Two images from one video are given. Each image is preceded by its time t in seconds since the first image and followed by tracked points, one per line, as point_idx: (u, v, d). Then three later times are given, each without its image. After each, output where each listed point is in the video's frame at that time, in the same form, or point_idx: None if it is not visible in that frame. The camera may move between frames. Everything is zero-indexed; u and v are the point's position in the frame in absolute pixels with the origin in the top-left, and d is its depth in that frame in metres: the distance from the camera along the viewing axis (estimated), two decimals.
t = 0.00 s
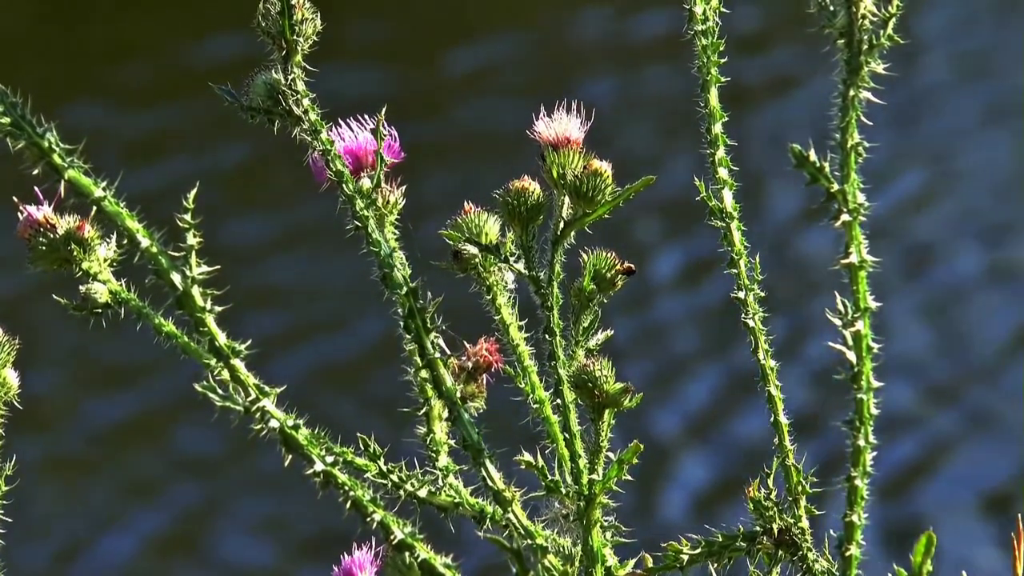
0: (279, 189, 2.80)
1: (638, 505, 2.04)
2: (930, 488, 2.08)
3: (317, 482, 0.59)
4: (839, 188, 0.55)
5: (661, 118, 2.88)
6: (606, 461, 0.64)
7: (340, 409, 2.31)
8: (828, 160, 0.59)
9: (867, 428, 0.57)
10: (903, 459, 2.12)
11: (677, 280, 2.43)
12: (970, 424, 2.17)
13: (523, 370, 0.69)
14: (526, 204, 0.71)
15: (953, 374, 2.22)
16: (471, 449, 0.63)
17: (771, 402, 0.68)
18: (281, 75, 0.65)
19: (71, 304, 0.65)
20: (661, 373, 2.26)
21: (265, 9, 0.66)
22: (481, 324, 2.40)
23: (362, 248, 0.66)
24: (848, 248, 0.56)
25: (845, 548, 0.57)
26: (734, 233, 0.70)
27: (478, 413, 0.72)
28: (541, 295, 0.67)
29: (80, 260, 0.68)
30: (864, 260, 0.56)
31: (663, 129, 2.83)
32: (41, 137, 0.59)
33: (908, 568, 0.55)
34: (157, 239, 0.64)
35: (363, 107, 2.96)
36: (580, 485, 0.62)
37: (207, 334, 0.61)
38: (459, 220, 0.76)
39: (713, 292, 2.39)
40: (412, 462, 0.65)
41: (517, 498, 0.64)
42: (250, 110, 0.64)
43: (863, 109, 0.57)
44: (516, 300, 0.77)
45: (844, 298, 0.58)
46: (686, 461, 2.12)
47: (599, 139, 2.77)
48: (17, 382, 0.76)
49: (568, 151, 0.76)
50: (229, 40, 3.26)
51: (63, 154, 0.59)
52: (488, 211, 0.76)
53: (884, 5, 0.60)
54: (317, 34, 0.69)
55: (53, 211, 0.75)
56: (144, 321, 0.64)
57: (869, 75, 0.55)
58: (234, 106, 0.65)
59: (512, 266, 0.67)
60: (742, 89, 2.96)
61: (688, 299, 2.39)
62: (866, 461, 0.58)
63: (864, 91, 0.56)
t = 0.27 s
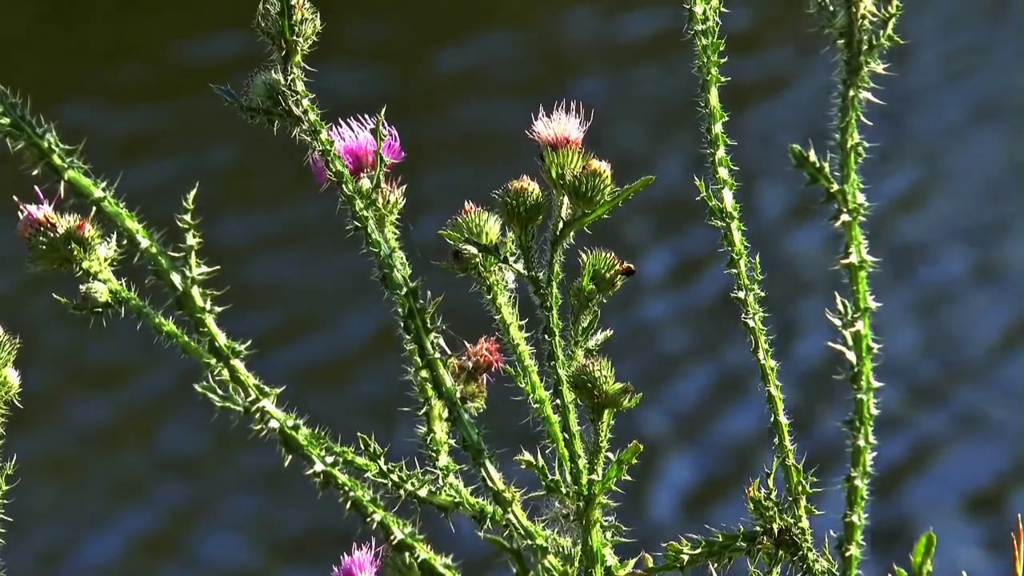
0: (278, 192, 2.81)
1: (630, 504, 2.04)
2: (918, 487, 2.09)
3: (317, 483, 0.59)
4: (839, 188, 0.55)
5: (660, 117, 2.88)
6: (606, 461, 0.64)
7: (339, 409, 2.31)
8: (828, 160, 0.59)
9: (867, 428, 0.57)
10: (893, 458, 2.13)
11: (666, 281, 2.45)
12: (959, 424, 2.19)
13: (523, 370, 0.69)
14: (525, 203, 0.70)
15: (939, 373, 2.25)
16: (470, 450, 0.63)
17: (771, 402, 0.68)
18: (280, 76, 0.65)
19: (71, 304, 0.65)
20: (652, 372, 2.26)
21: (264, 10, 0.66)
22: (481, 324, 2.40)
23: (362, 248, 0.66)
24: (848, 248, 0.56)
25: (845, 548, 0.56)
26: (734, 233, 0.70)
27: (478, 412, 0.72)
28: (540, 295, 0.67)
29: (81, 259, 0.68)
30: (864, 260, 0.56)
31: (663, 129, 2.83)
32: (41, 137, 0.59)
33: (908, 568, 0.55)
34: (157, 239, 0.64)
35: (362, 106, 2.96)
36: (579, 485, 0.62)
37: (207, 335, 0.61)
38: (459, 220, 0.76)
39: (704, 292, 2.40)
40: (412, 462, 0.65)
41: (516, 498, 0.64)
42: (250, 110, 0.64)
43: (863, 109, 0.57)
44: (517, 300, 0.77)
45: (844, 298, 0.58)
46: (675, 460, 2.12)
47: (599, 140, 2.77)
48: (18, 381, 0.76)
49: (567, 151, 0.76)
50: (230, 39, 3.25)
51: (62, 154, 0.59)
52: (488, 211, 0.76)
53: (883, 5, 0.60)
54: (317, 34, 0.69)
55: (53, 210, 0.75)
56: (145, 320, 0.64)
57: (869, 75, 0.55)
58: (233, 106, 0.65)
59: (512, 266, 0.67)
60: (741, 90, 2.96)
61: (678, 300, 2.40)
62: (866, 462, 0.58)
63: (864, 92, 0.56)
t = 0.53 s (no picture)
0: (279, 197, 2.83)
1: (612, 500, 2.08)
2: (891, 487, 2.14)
3: (317, 483, 0.59)
4: (839, 188, 0.55)
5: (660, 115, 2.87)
6: (606, 461, 0.64)
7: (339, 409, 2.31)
8: (829, 160, 0.59)
9: (868, 428, 0.57)
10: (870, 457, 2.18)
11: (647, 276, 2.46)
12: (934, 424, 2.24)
13: (524, 369, 0.69)
14: (526, 203, 0.70)
15: (917, 373, 2.29)
16: (470, 451, 0.63)
17: (772, 401, 0.68)
18: (279, 77, 0.65)
19: (73, 302, 0.65)
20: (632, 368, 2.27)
21: (263, 10, 0.66)
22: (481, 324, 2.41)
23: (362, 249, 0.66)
24: (848, 249, 0.56)
25: (845, 548, 0.56)
26: (735, 232, 0.70)
27: (479, 412, 0.72)
28: (540, 295, 0.67)
29: (83, 257, 0.68)
30: (864, 260, 0.56)
31: (662, 128, 2.84)
32: (41, 138, 0.59)
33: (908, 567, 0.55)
34: (158, 238, 0.64)
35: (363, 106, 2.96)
36: (579, 485, 0.62)
37: (207, 335, 0.61)
38: (460, 219, 0.76)
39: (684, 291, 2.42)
40: (413, 461, 0.65)
41: (517, 499, 0.64)
42: (249, 111, 0.64)
43: (863, 110, 0.57)
44: (518, 299, 0.77)
45: (844, 299, 0.58)
46: (651, 458, 2.16)
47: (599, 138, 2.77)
48: (21, 380, 0.76)
49: (567, 151, 0.76)
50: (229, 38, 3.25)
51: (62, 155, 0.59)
52: (489, 211, 0.76)
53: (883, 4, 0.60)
54: (316, 35, 0.69)
55: (56, 207, 0.75)
56: (146, 319, 0.64)
57: (869, 75, 0.55)
58: (232, 108, 0.65)
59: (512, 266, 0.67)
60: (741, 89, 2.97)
61: (659, 298, 2.42)
62: (866, 461, 0.58)
63: (864, 92, 0.56)
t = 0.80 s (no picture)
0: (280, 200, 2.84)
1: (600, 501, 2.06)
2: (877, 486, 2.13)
3: (317, 484, 0.59)
4: (839, 188, 0.55)
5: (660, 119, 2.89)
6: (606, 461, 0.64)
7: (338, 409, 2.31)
8: (828, 160, 0.59)
9: (868, 428, 0.57)
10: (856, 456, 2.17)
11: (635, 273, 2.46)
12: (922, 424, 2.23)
13: (525, 369, 0.69)
14: (526, 203, 0.70)
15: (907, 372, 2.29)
16: (470, 451, 0.63)
17: (772, 401, 0.68)
18: (279, 78, 0.65)
19: (74, 301, 0.65)
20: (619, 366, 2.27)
21: (262, 11, 0.66)
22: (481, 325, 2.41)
23: (362, 249, 0.66)
24: (848, 249, 0.56)
25: (845, 549, 0.56)
26: (735, 232, 0.69)
27: (480, 411, 0.72)
28: (540, 295, 0.67)
29: (84, 256, 0.68)
30: (864, 260, 0.56)
31: (661, 131, 2.84)
32: (41, 138, 0.58)
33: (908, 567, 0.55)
34: (158, 238, 0.64)
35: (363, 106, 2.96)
36: (580, 485, 0.62)
37: (207, 336, 0.61)
38: (461, 218, 0.76)
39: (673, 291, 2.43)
40: (413, 460, 0.65)
41: (516, 499, 0.64)
42: (248, 112, 0.64)
43: (863, 110, 0.57)
44: (518, 299, 0.77)
45: (844, 298, 0.58)
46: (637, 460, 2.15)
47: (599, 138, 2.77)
48: (21, 378, 0.76)
49: (567, 151, 0.76)
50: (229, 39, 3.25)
51: (62, 156, 0.59)
52: (490, 210, 0.76)
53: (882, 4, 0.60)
54: (315, 35, 0.69)
55: (57, 206, 0.75)
56: (147, 318, 0.64)
57: (869, 75, 0.55)
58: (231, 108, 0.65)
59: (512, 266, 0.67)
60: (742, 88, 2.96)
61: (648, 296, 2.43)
62: (867, 461, 0.57)
63: (863, 92, 0.56)
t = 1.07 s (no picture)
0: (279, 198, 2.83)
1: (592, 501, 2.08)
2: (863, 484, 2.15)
3: (317, 484, 0.59)
4: (839, 188, 0.54)
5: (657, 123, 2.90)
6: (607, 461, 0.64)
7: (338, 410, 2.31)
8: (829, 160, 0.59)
9: (868, 428, 0.57)
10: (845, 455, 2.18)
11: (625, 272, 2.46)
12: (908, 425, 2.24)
13: (527, 368, 0.69)
14: (526, 203, 0.71)
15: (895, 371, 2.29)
16: (470, 451, 0.63)
17: (773, 400, 0.68)
18: (278, 78, 0.65)
19: (76, 299, 0.65)
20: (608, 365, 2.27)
21: (262, 11, 0.66)
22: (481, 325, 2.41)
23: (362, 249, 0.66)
24: (848, 248, 0.56)
25: (845, 548, 0.56)
26: (736, 232, 0.69)
27: (480, 410, 0.72)
28: (541, 295, 0.67)
29: (85, 254, 0.68)
30: (864, 260, 0.56)
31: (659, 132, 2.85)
32: (41, 139, 0.58)
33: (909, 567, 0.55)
34: (159, 238, 0.63)
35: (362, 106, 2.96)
36: (580, 485, 0.62)
37: (207, 336, 0.61)
38: (462, 217, 0.76)
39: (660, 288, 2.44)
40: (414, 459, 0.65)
41: (517, 499, 0.64)
42: (247, 113, 0.64)
43: (863, 109, 0.57)
44: (519, 298, 0.77)
45: (844, 298, 0.58)
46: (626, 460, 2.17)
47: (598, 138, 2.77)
48: (21, 377, 0.76)
49: (568, 151, 0.76)
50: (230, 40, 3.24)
51: (61, 156, 0.59)
52: (491, 209, 0.76)
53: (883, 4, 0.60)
54: (315, 36, 0.69)
55: (59, 205, 0.75)
56: (148, 317, 0.64)
57: (869, 75, 0.55)
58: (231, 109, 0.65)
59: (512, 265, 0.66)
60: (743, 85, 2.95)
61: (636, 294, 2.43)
62: (867, 461, 0.57)
63: (863, 92, 0.56)
